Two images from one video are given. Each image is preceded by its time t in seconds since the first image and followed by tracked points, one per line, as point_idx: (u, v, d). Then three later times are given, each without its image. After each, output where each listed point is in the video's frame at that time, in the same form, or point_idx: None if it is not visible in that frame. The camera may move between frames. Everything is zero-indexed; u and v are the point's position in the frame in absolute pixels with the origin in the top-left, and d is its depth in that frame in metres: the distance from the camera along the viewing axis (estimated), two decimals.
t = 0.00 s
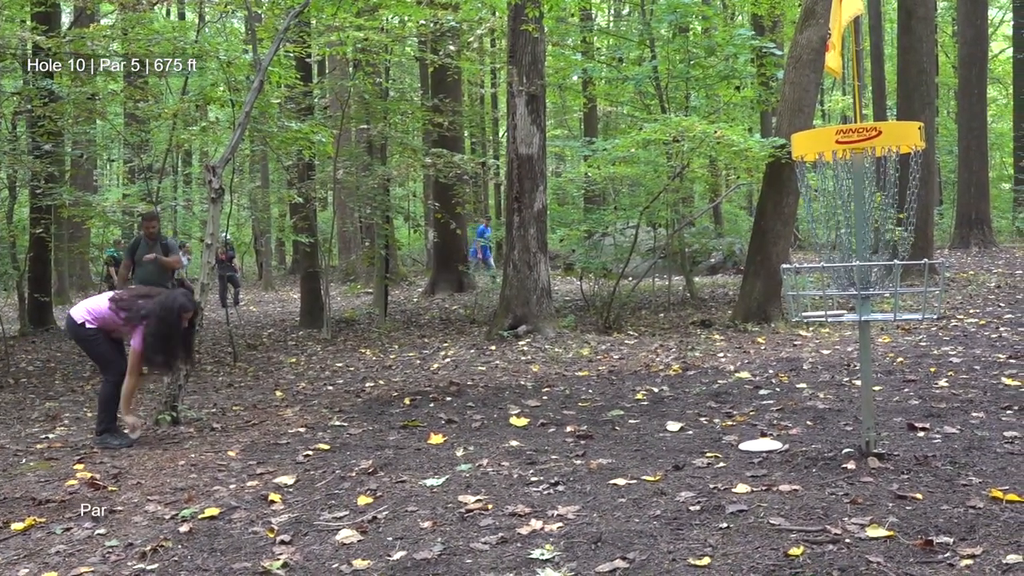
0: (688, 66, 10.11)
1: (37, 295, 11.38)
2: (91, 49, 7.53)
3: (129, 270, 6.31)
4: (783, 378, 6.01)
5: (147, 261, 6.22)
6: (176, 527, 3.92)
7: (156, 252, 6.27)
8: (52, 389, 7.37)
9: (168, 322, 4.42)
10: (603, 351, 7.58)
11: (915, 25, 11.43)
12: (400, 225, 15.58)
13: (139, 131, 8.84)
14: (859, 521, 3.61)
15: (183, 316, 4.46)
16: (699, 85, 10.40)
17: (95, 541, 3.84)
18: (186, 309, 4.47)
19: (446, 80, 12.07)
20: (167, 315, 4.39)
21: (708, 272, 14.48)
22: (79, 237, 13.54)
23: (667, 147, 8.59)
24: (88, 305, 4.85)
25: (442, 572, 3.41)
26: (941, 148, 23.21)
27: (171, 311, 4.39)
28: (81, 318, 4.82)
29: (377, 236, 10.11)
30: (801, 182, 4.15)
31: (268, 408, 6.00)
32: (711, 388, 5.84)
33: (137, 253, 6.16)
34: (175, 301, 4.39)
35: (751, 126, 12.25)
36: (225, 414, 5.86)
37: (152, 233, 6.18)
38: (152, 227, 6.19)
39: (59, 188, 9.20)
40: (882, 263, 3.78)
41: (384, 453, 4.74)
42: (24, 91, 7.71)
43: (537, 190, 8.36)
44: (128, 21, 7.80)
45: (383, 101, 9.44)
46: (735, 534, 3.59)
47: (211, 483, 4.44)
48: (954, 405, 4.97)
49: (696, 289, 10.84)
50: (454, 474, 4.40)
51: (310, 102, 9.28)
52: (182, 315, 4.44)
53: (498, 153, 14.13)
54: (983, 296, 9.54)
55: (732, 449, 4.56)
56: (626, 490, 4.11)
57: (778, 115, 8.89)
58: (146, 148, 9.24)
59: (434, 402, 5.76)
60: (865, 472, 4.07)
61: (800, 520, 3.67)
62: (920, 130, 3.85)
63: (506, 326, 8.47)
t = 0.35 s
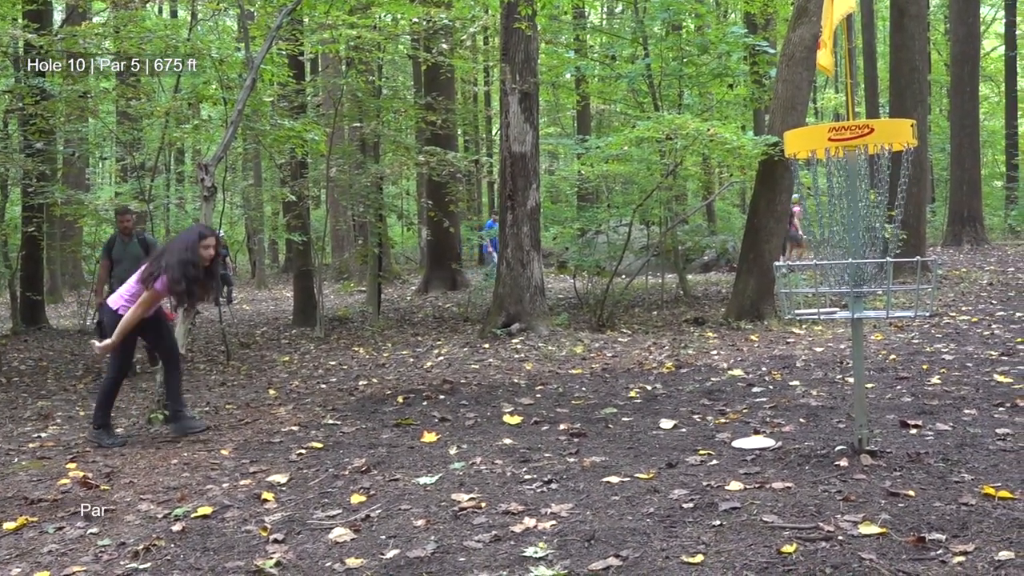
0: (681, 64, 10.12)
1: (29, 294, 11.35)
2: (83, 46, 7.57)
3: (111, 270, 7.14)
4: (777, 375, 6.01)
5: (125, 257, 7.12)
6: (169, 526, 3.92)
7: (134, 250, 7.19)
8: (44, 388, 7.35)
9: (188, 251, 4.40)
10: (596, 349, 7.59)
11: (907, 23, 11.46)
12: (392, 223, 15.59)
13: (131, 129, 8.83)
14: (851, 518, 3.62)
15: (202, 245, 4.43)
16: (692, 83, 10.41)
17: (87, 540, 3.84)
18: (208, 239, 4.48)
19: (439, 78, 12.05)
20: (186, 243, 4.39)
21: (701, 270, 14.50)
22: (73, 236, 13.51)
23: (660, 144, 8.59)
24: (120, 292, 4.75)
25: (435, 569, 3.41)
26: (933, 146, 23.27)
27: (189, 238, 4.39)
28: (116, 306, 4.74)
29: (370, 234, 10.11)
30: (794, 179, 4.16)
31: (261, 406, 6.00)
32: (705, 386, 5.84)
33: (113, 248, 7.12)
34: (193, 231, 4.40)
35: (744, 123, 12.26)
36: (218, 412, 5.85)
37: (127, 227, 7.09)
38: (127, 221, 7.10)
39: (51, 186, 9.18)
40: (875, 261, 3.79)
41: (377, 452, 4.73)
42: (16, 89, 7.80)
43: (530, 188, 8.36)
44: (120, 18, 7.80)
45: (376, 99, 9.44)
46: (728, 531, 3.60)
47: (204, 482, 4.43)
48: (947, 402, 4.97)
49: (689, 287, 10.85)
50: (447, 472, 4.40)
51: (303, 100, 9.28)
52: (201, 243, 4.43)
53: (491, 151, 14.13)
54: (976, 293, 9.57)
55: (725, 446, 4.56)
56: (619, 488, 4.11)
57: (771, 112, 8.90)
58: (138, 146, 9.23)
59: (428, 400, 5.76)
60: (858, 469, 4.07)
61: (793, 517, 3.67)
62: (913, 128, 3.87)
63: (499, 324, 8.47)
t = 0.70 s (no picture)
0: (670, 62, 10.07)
1: (17, 293, 11.30)
2: (70, 45, 7.59)
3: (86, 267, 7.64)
4: (766, 373, 6.02)
5: (100, 253, 7.63)
6: (157, 525, 3.90)
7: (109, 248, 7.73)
8: (31, 387, 7.32)
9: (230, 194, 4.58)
10: (586, 347, 7.59)
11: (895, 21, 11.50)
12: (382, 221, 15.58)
13: (119, 127, 8.81)
14: (840, 515, 3.62)
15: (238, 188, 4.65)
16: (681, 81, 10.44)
17: (75, 539, 3.82)
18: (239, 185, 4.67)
19: (429, 76, 12.05)
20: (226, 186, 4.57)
21: (690, 267, 14.54)
22: (61, 234, 13.46)
23: (649, 142, 8.60)
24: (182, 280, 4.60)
25: (424, 568, 3.40)
26: (922, 144, 23.38)
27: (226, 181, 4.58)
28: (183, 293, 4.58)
29: (360, 232, 10.10)
30: (782, 176, 4.17)
31: (249, 405, 5.98)
32: (694, 383, 5.85)
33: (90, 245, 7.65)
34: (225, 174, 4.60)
35: (733, 121, 12.29)
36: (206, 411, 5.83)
37: (103, 226, 7.67)
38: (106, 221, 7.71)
39: (39, 184, 9.16)
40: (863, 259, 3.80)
41: (366, 450, 4.72)
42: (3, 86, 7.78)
43: (519, 185, 8.36)
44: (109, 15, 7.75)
45: (365, 97, 9.44)
46: (717, 529, 3.60)
47: (193, 480, 4.41)
48: (935, 399, 4.99)
49: (678, 285, 10.87)
50: (436, 470, 4.39)
51: (292, 98, 9.27)
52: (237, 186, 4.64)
53: (481, 149, 14.14)
54: (965, 290, 9.62)
55: (714, 444, 4.56)
56: (608, 485, 4.12)
57: (760, 110, 8.91)
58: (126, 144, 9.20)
59: (417, 398, 5.75)
60: (846, 466, 4.08)
61: (782, 515, 3.68)
62: (902, 126, 3.87)
63: (488, 322, 8.45)
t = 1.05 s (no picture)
0: (655, 59, 10.13)
1: None
2: (53, 40, 7.41)
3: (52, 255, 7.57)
4: (749, 369, 6.04)
5: (68, 244, 7.57)
6: (140, 523, 3.88)
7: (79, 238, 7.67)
8: (11, 384, 7.27)
9: (265, 182, 4.56)
10: (571, 343, 7.59)
11: (879, 19, 11.54)
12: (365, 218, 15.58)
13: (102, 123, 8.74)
14: (824, 512, 3.63)
15: (277, 174, 4.62)
16: (666, 78, 10.45)
17: (58, 537, 3.79)
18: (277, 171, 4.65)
19: (413, 72, 12.03)
20: (260, 175, 4.57)
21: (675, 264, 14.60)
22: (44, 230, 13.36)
23: (634, 140, 8.61)
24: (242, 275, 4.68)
25: (408, 565, 3.39)
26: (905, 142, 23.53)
27: (261, 170, 4.58)
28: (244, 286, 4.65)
29: (344, 229, 10.08)
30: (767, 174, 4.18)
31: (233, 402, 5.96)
32: (678, 380, 5.87)
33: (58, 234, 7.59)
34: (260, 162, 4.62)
35: (717, 118, 12.32)
36: (190, 408, 5.80)
37: (72, 215, 7.59)
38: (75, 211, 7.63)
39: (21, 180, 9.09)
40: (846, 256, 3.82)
41: (351, 447, 4.71)
42: None
43: (504, 182, 8.34)
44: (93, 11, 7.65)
45: (349, 93, 9.44)
46: (702, 525, 3.61)
47: (176, 478, 4.39)
48: (918, 395, 5.01)
49: (663, 282, 10.89)
50: (421, 467, 4.38)
51: (276, 94, 9.23)
52: (275, 173, 4.61)
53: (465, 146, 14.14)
54: (947, 287, 9.69)
55: (698, 440, 4.57)
56: (593, 482, 4.11)
57: (744, 108, 8.93)
58: (108, 140, 9.14)
59: (402, 395, 5.73)
60: (830, 462, 4.09)
61: (766, 511, 3.69)
62: (885, 123, 3.87)
63: (473, 319, 8.44)
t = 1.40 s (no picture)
0: (634, 54, 10.18)
1: None
2: (28, 32, 7.45)
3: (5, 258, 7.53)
4: (728, 365, 6.06)
5: (20, 245, 7.53)
6: (117, 519, 3.85)
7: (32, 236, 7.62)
8: None
9: (335, 166, 4.41)
10: (551, 339, 7.60)
11: (857, 16, 11.60)
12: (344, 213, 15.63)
13: (79, 116, 8.68)
14: (801, 506, 3.65)
15: (349, 158, 4.46)
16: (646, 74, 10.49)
17: (33, 534, 3.76)
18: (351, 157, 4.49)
19: (393, 67, 12.06)
20: (332, 158, 4.42)
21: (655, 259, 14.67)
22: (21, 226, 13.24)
23: (614, 136, 8.63)
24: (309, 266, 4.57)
25: (387, 561, 3.38)
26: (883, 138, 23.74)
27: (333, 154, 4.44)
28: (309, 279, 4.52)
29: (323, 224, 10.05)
30: (746, 170, 4.18)
31: (211, 397, 5.93)
32: (657, 375, 5.88)
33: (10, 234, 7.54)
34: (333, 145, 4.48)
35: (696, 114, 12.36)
36: (168, 403, 5.78)
37: (22, 214, 7.56)
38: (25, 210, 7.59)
39: None
40: (824, 252, 3.84)
41: (330, 443, 4.69)
42: None
43: (484, 177, 8.34)
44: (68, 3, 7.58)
45: (328, 88, 9.42)
46: (681, 520, 3.61)
47: (153, 474, 4.36)
48: (895, 390, 5.04)
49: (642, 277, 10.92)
50: (400, 463, 4.37)
51: (255, 88, 9.18)
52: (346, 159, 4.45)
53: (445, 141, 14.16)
54: (924, 282, 9.77)
55: (677, 436, 4.57)
56: (572, 477, 4.11)
57: (723, 103, 8.96)
58: (86, 134, 9.06)
59: (381, 390, 5.72)
60: (808, 457, 4.11)
61: (744, 506, 3.70)
62: (863, 119, 3.90)
63: (453, 314, 8.43)
